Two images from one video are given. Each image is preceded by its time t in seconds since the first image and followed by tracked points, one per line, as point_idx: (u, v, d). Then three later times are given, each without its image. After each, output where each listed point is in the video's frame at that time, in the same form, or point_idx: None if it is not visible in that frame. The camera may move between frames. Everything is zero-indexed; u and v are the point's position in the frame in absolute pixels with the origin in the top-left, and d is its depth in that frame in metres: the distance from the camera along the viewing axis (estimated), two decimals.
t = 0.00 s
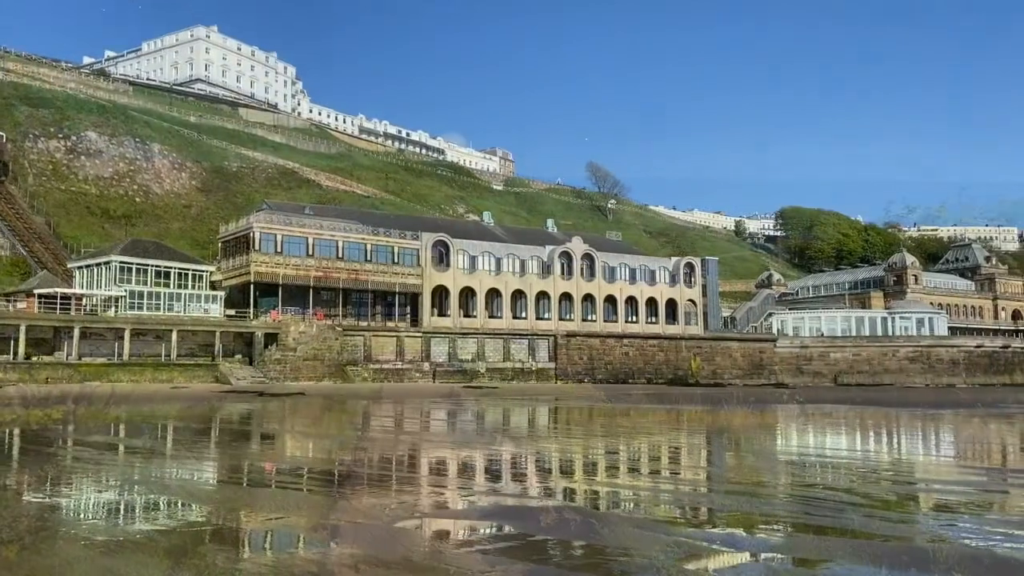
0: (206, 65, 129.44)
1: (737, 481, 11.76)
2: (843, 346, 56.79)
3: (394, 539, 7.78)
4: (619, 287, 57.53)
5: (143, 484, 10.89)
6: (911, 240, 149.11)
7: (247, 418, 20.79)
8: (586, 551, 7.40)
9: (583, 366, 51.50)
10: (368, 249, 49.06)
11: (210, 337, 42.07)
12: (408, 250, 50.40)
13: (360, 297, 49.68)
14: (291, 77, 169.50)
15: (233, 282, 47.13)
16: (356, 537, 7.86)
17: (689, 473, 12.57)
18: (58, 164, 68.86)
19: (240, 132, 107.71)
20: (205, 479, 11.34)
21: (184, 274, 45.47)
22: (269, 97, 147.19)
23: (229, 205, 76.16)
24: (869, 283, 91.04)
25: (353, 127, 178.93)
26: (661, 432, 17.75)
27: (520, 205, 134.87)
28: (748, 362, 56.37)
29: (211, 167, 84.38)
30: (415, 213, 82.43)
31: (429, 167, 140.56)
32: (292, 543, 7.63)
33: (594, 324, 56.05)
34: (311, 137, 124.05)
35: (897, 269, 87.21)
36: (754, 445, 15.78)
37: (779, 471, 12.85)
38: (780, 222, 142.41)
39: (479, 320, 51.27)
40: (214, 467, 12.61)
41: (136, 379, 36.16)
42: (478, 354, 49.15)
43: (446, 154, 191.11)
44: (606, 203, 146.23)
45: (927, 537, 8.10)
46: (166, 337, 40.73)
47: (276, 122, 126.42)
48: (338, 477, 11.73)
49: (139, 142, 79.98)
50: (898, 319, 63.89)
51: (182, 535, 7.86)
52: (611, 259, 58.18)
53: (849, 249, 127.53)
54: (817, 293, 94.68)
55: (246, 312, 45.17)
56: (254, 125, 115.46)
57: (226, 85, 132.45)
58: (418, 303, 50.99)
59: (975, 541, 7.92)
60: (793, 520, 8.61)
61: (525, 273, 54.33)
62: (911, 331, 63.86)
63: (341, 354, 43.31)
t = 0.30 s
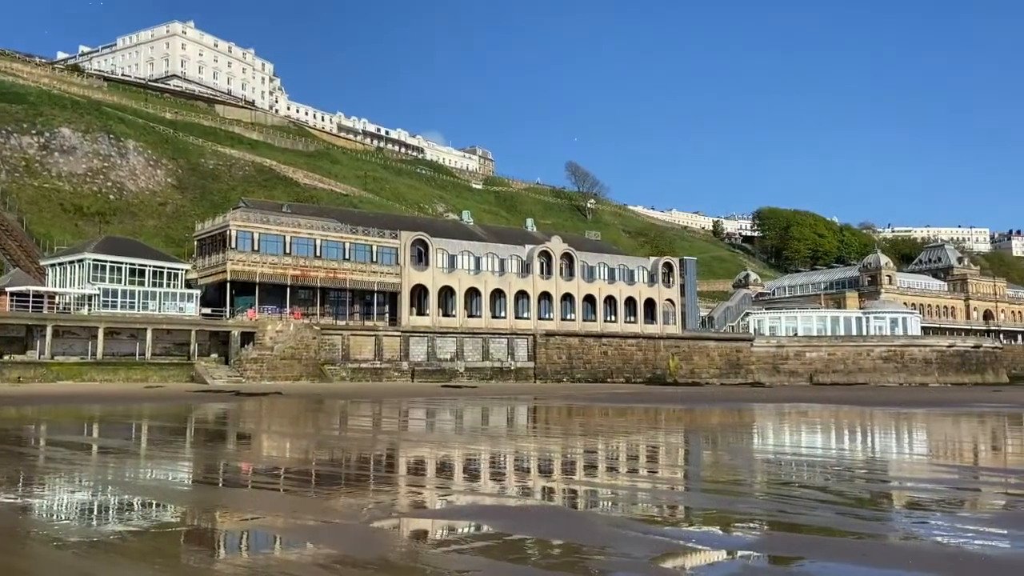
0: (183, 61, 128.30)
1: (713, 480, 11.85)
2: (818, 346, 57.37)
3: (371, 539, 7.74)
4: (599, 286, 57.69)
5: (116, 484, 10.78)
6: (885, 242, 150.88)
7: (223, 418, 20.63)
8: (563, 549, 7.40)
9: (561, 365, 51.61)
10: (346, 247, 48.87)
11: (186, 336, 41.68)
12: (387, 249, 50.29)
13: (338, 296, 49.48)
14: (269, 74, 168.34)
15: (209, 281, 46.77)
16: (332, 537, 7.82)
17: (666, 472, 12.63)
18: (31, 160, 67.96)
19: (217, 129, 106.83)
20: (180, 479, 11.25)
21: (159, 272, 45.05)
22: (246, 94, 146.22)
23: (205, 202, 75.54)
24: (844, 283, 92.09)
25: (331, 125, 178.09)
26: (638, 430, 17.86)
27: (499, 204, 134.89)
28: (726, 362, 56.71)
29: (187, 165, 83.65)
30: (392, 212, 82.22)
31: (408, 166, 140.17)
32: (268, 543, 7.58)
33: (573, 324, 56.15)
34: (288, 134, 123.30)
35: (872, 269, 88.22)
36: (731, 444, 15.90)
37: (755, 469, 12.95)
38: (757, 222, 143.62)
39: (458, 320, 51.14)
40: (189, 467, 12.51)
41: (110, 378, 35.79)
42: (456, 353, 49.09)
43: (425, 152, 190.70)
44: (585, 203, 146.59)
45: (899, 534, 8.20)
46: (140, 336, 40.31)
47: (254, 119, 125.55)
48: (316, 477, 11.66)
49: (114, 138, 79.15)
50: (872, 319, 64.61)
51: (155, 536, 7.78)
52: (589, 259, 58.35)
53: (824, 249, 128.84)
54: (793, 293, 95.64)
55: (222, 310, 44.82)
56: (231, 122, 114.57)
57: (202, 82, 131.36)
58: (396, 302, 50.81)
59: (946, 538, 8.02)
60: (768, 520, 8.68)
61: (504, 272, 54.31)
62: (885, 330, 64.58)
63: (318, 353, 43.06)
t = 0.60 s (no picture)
0: (159, 58, 127.01)
1: (690, 478, 11.91)
2: (795, 345, 57.86)
3: (348, 540, 7.70)
4: (578, 286, 57.82)
5: (89, 484, 10.66)
6: (861, 243, 152.56)
7: (199, 417, 20.41)
8: (540, 549, 7.39)
9: (540, 364, 51.64)
10: (324, 246, 48.66)
11: (160, 335, 41.23)
12: (365, 247, 50.11)
13: (316, 295, 49.24)
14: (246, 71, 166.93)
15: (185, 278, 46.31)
16: (308, 537, 7.78)
17: (644, 471, 12.67)
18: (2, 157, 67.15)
19: (193, 126, 105.81)
20: (155, 480, 11.14)
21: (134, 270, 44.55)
22: (223, 91, 145.01)
23: (181, 200, 74.80)
24: (820, 283, 93.02)
25: (310, 123, 177.00)
26: (617, 430, 17.89)
27: (478, 203, 134.76)
28: (704, 361, 56.99)
29: (163, 162, 82.81)
30: (371, 210, 81.83)
31: (387, 164, 139.63)
32: (243, 543, 7.52)
33: (552, 323, 56.21)
34: (266, 132, 122.39)
35: (848, 270, 89.16)
36: (708, 443, 15.98)
37: (732, 468, 13.03)
38: (735, 222, 144.67)
39: (437, 319, 50.99)
40: (164, 467, 12.37)
41: (83, 377, 35.36)
42: (435, 352, 48.99)
43: (404, 150, 190.12)
44: (564, 202, 146.81)
45: (873, 532, 8.29)
46: (114, 335, 39.86)
47: (231, 116, 124.51)
48: (292, 477, 11.58)
49: (88, 135, 78.17)
50: (848, 319, 65.28)
51: (129, 537, 7.70)
52: (568, 258, 58.45)
53: (801, 250, 130.04)
54: (771, 293, 96.46)
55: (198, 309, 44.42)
56: (208, 119, 113.52)
57: (178, 78, 130.11)
58: (374, 301, 50.58)
59: (919, 536, 8.11)
60: (744, 521, 8.73)
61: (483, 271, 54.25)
62: (860, 330, 65.27)
63: (295, 352, 42.76)
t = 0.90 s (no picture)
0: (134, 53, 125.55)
1: (668, 477, 11.99)
2: (771, 345, 58.33)
3: (325, 540, 7.66)
4: (557, 285, 57.92)
5: (63, 484, 10.52)
6: (837, 243, 154.24)
7: (175, 417, 20.21)
8: (518, 548, 7.41)
9: (519, 363, 51.68)
10: (302, 244, 48.38)
11: (135, 333, 40.81)
12: (344, 246, 49.90)
13: (294, 294, 48.96)
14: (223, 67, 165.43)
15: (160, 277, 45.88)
16: (285, 537, 7.74)
17: (622, 469, 12.73)
18: None
19: (169, 122, 104.68)
20: (129, 480, 11.02)
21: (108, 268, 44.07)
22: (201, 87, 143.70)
23: (156, 197, 73.98)
24: (797, 283, 93.96)
25: (288, 120, 175.87)
26: (596, 429, 17.95)
27: (458, 202, 134.59)
28: (682, 360, 57.27)
29: (138, 158, 81.90)
30: (349, 208, 81.46)
31: (365, 162, 139.03)
32: (220, 543, 7.47)
33: (531, 322, 56.25)
34: (243, 129, 121.42)
35: (825, 270, 90.01)
36: (686, 442, 16.08)
37: (709, 465, 13.14)
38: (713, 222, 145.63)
39: (417, 317, 50.74)
40: (139, 467, 12.24)
41: (56, 376, 34.93)
42: (414, 352, 49.05)
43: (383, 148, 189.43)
44: (544, 202, 146.95)
45: (847, 530, 8.38)
46: (89, 333, 39.40)
47: (207, 112, 123.39)
48: (269, 477, 11.51)
49: (62, 131, 77.17)
50: (824, 319, 65.94)
51: (103, 537, 7.62)
52: (548, 258, 58.51)
53: (779, 250, 130.87)
54: (748, 293, 97.24)
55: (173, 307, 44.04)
56: (184, 115, 112.38)
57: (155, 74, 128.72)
58: (353, 300, 50.35)
59: (892, 534, 8.22)
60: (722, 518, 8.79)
61: (463, 271, 54.13)
62: (836, 330, 65.99)
63: (272, 351, 42.50)
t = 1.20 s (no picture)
0: (111, 48, 124.17)
1: (647, 475, 12.04)
2: (750, 344, 58.72)
3: (302, 540, 7.61)
4: (537, 284, 58.03)
5: (37, 484, 10.38)
6: (814, 243, 155.73)
7: (151, 416, 19.98)
8: (496, 548, 7.39)
9: (499, 362, 51.67)
10: (281, 242, 48.06)
11: (111, 331, 40.34)
12: (323, 244, 49.64)
13: (272, 292, 48.55)
14: (202, 63, 164.01)
15: (136, 274, 45.38)
16: (262, 537, 7.69)
17: (601, 468, 12.78)
18: None
19: (146, 118, 103.57)
20: (104, 479, 10.89)
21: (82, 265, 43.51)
22: (178, 84, 142.35)
23: (133, 194, 73.17)
24: (775, 283, 94.76)
25: (267, 118, 174.70)
26: (575, 428, 17.97)
27: (438, 200, 134.31)
28: (662, 360, 57.49)
29: (115, 155, 80.96)
30: (328, 206, 81.06)
31: (345, 160, 138.35)
32: (196, 543, 7.41)
33: (512, 321, 56.31)
34: (221, 126, 120.42)
35: (802, 270, 90.75)
36: (666, 441, 16.11)
37: (688, 464, 13.22)
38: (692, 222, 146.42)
39: (396, 316, 50.82)
40: (114, 467, 12.08)
41: (29, 376, 34.47)
42: (394, 351, 48.58)
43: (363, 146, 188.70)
44: (524, 201, 146.96)
45: (823, 527, 8.47)
46: (63, 331, 38.87)
47: (185, 109, 122.25)
48: (246, 477, 11.41)
49: (37, 126, 76.11)
50: (802, 318, 66.34)
51: (77, 537, 7.54)
52: (529, 257, 58.55)
53: (757, 250, 133.00)
54: (727, 292, 97.88)
55: (150, 305, 43.60)
56: (162, 112, 111.27)
57: (132, 70, 127.32)
58: (332, 298, 50.14)
59: (865, 530, 8.32)
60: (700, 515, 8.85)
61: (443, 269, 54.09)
62: (813, 330, 66.57)
63: (250, 350, 42.17)
